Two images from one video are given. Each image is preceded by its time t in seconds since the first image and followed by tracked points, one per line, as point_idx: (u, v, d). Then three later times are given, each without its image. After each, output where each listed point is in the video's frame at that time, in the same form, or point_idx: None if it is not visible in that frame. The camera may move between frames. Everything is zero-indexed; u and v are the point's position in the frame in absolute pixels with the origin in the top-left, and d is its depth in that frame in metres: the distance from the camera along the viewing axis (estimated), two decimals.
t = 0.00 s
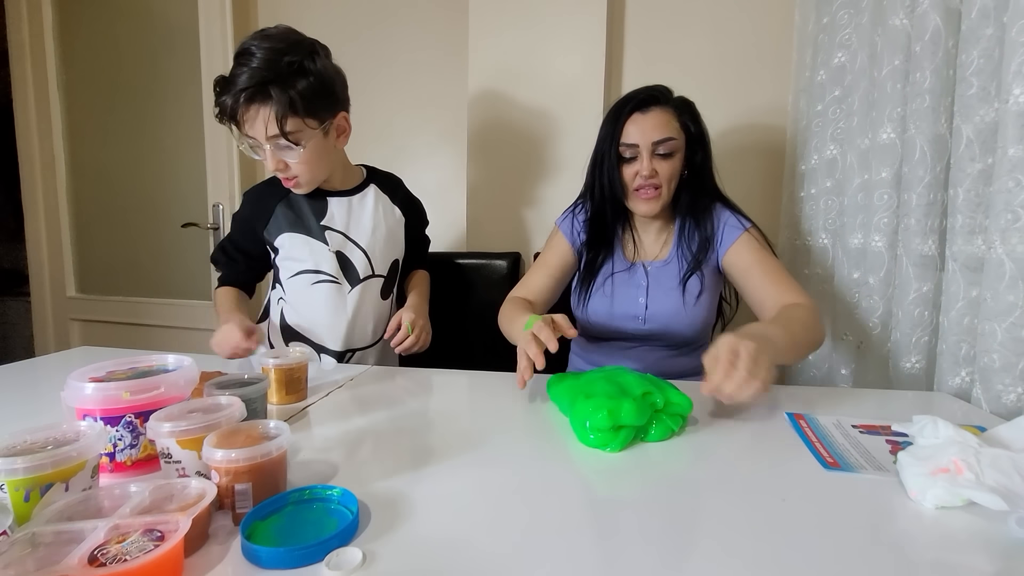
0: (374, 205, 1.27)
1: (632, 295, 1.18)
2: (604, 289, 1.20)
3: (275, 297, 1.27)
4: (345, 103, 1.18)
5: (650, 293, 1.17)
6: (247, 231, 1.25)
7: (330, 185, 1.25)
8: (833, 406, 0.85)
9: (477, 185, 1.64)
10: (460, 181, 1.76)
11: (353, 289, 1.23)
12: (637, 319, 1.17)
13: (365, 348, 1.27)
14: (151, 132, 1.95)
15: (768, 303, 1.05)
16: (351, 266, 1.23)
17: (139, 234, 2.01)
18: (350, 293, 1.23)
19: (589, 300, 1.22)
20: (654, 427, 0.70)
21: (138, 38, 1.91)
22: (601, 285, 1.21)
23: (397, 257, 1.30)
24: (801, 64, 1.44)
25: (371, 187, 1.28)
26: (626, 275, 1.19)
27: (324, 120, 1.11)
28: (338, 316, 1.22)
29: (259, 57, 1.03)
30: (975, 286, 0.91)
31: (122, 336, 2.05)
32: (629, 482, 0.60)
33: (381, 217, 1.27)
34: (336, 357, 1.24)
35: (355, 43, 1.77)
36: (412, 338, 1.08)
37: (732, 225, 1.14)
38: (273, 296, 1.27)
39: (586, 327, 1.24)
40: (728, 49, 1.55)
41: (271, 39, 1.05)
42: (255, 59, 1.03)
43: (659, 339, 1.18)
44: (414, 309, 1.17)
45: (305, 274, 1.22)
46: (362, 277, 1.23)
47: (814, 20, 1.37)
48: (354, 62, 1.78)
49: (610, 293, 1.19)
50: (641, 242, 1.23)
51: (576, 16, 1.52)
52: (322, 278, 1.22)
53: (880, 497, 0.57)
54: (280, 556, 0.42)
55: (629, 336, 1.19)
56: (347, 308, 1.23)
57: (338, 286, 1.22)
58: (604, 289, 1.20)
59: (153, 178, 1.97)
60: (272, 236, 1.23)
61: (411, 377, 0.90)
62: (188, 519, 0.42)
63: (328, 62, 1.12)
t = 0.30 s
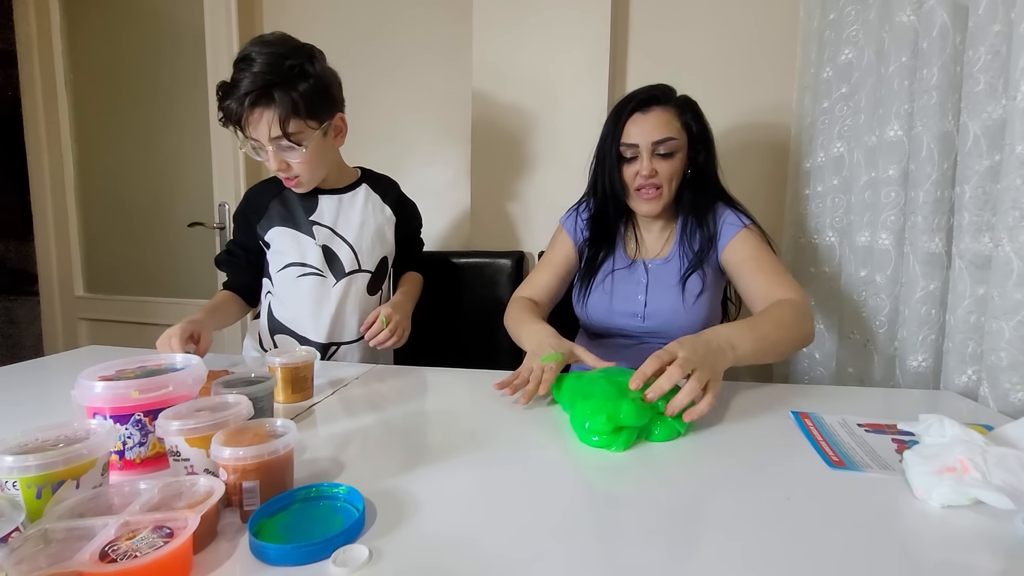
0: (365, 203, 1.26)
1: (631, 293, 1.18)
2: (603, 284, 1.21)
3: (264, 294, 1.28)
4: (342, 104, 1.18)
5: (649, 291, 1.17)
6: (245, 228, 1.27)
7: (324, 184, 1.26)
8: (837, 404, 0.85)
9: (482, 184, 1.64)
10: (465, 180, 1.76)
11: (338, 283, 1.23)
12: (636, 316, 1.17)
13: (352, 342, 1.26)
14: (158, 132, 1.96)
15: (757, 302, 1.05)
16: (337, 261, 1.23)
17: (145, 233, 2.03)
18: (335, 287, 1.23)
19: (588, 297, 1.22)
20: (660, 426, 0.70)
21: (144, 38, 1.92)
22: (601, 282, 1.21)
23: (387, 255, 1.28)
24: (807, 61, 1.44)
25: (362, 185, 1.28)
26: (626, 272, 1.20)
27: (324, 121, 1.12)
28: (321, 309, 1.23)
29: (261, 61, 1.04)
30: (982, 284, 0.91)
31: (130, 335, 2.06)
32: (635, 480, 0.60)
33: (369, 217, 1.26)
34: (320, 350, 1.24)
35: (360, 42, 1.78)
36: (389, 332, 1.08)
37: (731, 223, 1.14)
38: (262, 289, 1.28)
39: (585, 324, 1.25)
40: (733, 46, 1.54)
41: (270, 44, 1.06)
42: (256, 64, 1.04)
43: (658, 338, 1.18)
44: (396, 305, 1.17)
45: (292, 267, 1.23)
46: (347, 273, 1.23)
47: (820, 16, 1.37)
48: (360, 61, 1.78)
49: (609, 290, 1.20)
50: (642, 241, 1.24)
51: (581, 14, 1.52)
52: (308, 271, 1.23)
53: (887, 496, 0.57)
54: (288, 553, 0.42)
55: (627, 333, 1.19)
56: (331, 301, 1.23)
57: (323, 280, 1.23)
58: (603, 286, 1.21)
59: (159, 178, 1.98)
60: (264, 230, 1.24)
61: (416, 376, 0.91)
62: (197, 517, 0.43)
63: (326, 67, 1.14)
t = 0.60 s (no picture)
0: (358, 200, 1.26)
1: (644, 299, 1.18)
2: (615, 288, 1.21)
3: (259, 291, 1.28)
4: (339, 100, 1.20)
5: (662, 297, 1.17)
6: (239, 224, 1.27)
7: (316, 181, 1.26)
8: (844, 401, 0.84)
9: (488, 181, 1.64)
10: (469, 178, 1.76)
11: (330, 278, 1.23)
12: (648, 323, 1.17)
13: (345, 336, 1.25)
14: (163, 130, 1.97)
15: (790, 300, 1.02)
16: (329, 254, 1.23)
17: (151, 231, 2.03)
18: (327, 281, 1.22)
19: (599, 302, 1.22)
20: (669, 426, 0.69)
21: (150, 36, 1.93)
22: (613, 287, 1.21)
23: (377, 249, 1.28)
24: (814, 56, 1.42)
25: (355, 183, 1.28)
26: (638, 277, 1.20)
27: (322, 115, 1.13)
28: (313, 304, 1.22)
29: (260, 56, 1.05)
30: (992, 281, 0.90)
31: (136, 332, 2.07)
32: (641, 477, 0.59)
33: (360, 212, 1.26)
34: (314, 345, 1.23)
35: (364, 39, 1.78)
36: (383, 325, 1.08)
37: (751, 224, 1.14)
38: (257, 285, 1.28)
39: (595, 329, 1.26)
40: (739, 42, 1.53)
41: (268, 40, 1.08)
42: (255, 59, 1.06)
43: (669, 344, 1.19)
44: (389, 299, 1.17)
45: (283, 261, 1.22)
46: (340, 267, 1.23)
47: (827, 11, 1.36)
48: (365, 59, 1.78)
49: (621, 294, 1.20)
50: (655, 243, 1.23)
51: (586, 11, 1.52)
52: (300, 266, 1.22)
53: (896, 493, 0.56)
54: (294, 546, 0.42)
55: (638, 339, 1.20)
56: (324, 294, 1.22)
57: (316, 274, 1.22)
58: (615, 291, 1.21)
59: (165, 175, 1.99)
60: (257, 226, 1.24)
61: (421, 371, 0.90)
62: (203, 510, 0.43)
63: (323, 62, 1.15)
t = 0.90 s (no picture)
0: (356, 201, 1.27)
1: (671, 297, 1.17)
2: (640, 285, 1.20)
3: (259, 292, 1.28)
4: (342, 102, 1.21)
5: (689, 294, 1.16)
6: (238, 224, 1.27)
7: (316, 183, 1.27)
8: (847, 402, 0.84)
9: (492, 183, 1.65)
10: (473, 179, 1.77)
11: (330, 278, 1.23)
12: (677, 322, 1.17)
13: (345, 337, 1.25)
14: (168, 132, 1.98)
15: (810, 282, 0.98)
16: (328, 255, 1.23)
17: (157, 232, 2.05)
18: (327, 282, 1.23)
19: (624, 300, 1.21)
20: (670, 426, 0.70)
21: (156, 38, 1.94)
22: (638, 285, 1.20)
23: (374, 249, 1.28)
24: (816, 57, 1.42)
25: (353, 186, 1.29)
26: (663, 274, 1.18)
27: (327, 114, 1.13)
28: (312, 305, 1.23)
29: (266, 55, 1.07)
30: (996, 282, 0.90)
31: (142, 332, 2.08)
32: (645, 478, 0.60)
33: (358, 214, 1.27)
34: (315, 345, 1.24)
35: (368, 41, 1.78)
36: (382, 325, 1.09)
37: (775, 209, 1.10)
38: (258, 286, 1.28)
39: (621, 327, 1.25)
40: (742, 43, 1.54)
41: (274, 40, 1.09)
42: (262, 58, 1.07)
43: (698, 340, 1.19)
44: (384, 299, 1.18)
45: (281, 261, 1.23)
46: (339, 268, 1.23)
47: (830, 12, 1.36)
48: (369, 61, 1.79)
49: (646, 293, 1.19)
50: (678, 236, 1.21)
51: (589, 13, 1.52)
52: (301, 267, 1.23)
53: (898, 495, 0.57)
54: (300, 547, 0.43)
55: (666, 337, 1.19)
56: (324, 294, 1.23)
57: (316, 274, 1.23)
58: (640, 290, 1.19)
59: (170, 177, 2.00)
60: (255, 228, 1.25)
61: (425, 373, 0.91)
62: (212, 510, 0.43)
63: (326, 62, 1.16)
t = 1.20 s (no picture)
0: (358, 205, 1.28)
1: (690, 288, 1.13)
2: (659, 275, 1.15)
3: (263, 295, 1.29)
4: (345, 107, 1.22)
5: (709, 283, 1.12)
6: (240, 227, 1.28)
7: (316, 187, 1.27)
8: (849, 404, 0.84)
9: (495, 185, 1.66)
10: (475, 181, 1.77)
11: (332, 281, 1.24)
12: (697, 312, 1.13)
13: (348, 339, 1.26)
14: (174, 135, 1.99)
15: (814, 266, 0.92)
16: (331, 258, 1.24)
17: (163, 235, 2.06)
18: (330, 285, 1.24)
19: (641, 291, 1.16)
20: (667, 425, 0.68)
21: (160, 44, 1.95)
22: (657, 274, 1.15)
23: (376, 253, 1.29)
24: (818, 58, 1.42)
25: (353, 190, 1.29)
26: (681, 262, 1.14)
27: (330, 117, 1.14)
28: (314, 308, 1.23)
29: (271, 57, 1.08)
30: (999, 284, 0.90)
31: (148, 334, 2.09)
32: (646, 480, 0.60)
33: (360, 217, 1.27)
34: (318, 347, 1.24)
35: (372, 45, 1.79)
36: (381, 329, 1.10)
37: (789, 193, 1.04)
38: (261, 288, 1.29)
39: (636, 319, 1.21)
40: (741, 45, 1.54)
41: (278, 44, 1.10)
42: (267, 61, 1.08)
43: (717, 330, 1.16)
44: (386, 302, 1.19)
45: (284, 265, 1.24)
46: (342, 271, 1.24)
47: (832, 13, 1.36)
48: (371, 64, 1.80)
49: (665, 283, 1.14)
50: (701, 221, 1.17)
51: (590, 15, 1.53)
52: (304, 270, 1.24)
53: (898, 497, 0.57)
54: (305, 549, 0.44)
55: (684, 328, 1.16)
56: (327, 297, 1.23)
57: (319, 278, 1.24)
58: (659, 279, 1.15)
59: (175, 179, 2.01)
60: (258, 232, 1.25)
61: (428, 375, 0.92)
62: (218, 513, 0.44)
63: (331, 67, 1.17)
